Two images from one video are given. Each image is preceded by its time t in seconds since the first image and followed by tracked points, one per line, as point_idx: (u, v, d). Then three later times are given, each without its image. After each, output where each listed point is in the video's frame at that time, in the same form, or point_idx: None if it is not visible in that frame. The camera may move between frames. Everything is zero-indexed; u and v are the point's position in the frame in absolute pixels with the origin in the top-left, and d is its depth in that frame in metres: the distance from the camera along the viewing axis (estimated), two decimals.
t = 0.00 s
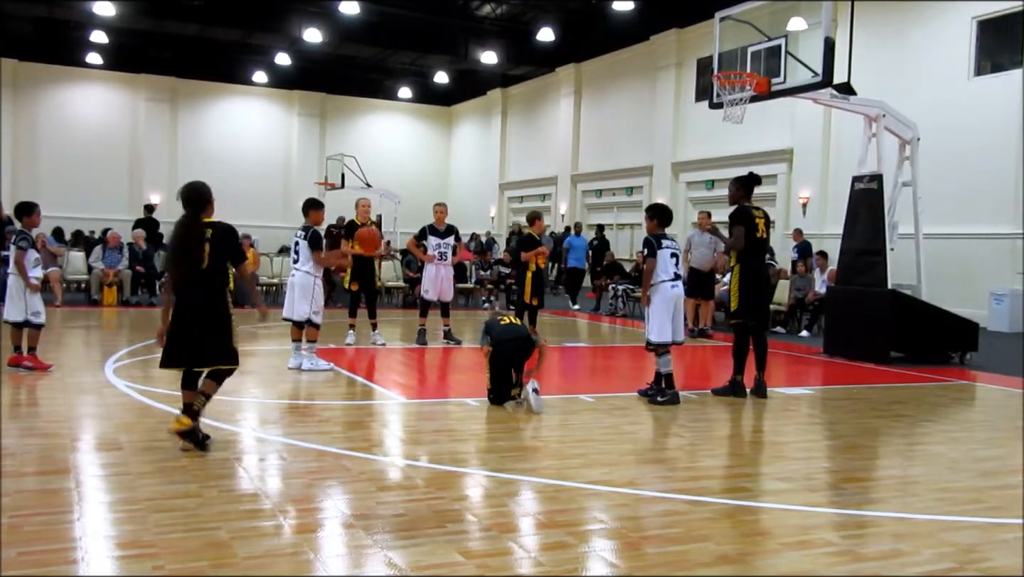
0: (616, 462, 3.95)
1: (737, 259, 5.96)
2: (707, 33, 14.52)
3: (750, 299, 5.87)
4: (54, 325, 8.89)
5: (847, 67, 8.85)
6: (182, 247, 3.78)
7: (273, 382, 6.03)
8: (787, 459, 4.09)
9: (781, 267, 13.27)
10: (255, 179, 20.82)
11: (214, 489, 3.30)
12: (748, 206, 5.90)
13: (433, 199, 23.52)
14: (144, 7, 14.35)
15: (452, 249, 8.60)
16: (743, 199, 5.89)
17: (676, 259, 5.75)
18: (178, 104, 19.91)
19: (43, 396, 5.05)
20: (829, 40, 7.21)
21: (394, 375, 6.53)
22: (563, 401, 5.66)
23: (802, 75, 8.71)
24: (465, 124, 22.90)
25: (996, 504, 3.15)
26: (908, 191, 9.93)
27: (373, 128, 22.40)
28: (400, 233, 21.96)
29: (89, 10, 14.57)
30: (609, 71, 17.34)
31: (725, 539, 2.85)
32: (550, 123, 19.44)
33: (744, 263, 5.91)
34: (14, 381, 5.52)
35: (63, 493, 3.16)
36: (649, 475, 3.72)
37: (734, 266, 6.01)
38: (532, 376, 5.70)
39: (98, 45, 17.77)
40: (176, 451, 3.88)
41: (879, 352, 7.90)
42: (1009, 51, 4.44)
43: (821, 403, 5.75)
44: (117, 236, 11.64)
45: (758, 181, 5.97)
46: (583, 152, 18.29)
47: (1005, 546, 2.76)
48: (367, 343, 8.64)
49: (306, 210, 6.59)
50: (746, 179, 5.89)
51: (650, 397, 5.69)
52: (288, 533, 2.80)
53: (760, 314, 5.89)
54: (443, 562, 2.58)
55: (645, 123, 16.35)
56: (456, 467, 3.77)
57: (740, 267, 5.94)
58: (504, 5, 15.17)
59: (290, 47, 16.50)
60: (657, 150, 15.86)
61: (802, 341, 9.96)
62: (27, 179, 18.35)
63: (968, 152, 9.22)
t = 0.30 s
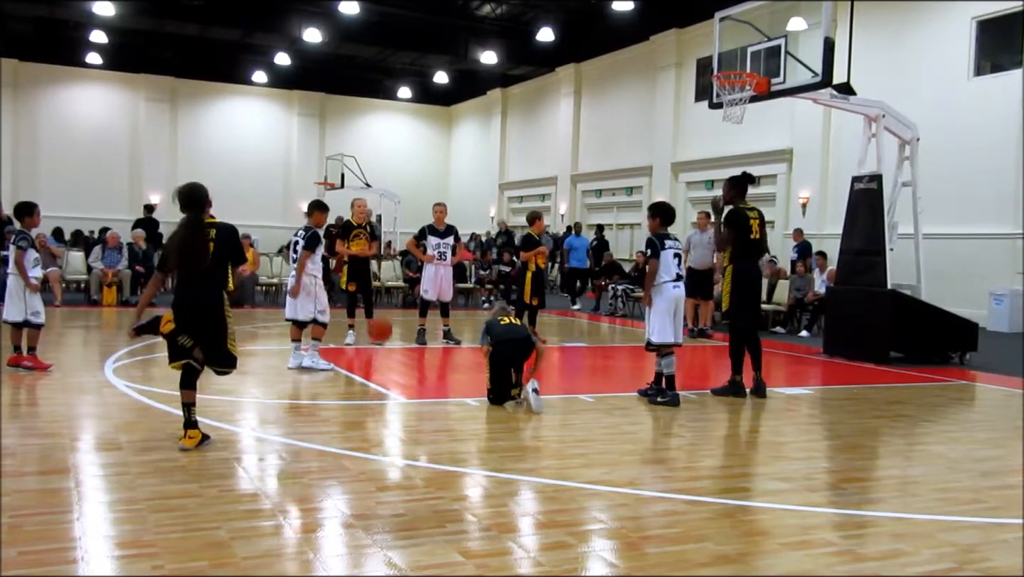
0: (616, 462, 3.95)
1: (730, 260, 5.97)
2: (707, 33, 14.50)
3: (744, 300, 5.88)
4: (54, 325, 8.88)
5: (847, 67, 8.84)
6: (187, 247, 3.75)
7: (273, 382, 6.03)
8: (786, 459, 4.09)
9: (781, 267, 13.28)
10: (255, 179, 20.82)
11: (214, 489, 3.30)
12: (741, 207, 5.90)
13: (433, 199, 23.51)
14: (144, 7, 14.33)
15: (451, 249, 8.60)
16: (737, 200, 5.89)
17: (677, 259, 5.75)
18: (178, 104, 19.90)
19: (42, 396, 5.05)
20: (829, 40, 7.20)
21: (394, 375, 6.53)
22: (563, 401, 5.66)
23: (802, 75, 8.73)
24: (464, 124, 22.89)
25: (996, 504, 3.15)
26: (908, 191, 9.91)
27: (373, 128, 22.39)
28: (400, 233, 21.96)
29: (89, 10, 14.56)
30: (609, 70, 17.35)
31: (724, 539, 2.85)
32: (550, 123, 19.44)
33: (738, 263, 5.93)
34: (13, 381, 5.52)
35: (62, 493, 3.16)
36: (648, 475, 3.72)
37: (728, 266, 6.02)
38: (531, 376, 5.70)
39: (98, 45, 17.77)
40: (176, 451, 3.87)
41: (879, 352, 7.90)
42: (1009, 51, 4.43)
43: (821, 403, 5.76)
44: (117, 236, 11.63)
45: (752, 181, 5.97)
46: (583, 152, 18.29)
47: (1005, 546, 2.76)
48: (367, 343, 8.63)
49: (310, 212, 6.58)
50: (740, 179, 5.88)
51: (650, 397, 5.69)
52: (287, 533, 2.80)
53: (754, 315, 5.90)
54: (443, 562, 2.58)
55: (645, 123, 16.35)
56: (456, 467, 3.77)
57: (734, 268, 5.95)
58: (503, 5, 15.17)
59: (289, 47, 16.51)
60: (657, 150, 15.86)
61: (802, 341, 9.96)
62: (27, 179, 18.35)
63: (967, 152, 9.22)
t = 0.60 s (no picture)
0: (614, 462, 3.95)
1: (725, 260, 5.96)
2: (706, 33, 14.52)
3: (738, 300, 5.88)
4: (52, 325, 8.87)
5: (847, 67, 8.84)
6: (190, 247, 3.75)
7: (272, 382, 6.02)
8: (785, 459, 4.09)
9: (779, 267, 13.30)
10: (254, 179, 20.82)
11: (213, 489, 3.30)
12: (737, 207, 5.90)
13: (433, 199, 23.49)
14: (143, 7, 14.34)
15: (450, 249, 8.58)
16: (731, 200, 5.89)
17: (677, 259, 5.75)
18: (176, 104, 19.87)
19: (41, 396, 5.05)
20: (826, 40, 7.20)
21: (393, 374, 6.53)
22: (562, 401, 5.66)
23: (801, 75, 8.75)
24: (463, 124, 22.91)
25: (994, 504, 3.15)
26: (908, 191, 9.89)
27: (372, 128, 22.39)
28: (399, 233, 21.95)
29: (88, 10, 14.56)
30: (607, 71, 17.37)
31: (723, 539, 2.85)
32: (549, 123, 19.44)
33: (733, 264, 5.91)
34: (11, 381, 5.51)
35: (61, 492, 3.15)
36: (647, 475, 3.72)
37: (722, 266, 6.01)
38: (530, 376, 5.70)
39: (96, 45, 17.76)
40: (175, 451, 3.87)
41: (878, 352, 7.90)
42: (1007, 51, 4.42)
43: (819, 403, 5.76)
44: (116, 236, 11.62)
45: (748, 182, 5.96)
46: (581, 151, 18.32)
47: (1004, 546, 2.76)
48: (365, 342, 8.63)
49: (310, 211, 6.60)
50: (736, 180, 5.88)
51: (648, 397, 5.69)
52: (286, 533, 2.80)
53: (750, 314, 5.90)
54: (443, 562, 2.58)
55: (643, 122, 16.37)
56: (455, 467, 3.77)
57: (728, 268, 5.94)
58: (502, 5, 15.18)
59: (289, 47, 16.52)
60: (656, 150, 15.88)
61: (800, 341, 9.97)
62: (25, 179, 18.33)
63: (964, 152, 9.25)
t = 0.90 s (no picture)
0: (611, 462, 3.96)
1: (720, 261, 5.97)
2: (703, 34, 14.56)
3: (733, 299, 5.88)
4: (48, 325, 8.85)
5: (843, 68, 8.88)
6: (190, 248, 3.76)
7: (269, 382, 6.02)
8: (781, 459, 4.10)
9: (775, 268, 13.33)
10: (250, 179, 20.80)
11: (209, 489, 3.29)
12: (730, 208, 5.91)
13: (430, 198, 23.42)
14: (140, 8, 14.34)
15: (447, 249, 8.57)
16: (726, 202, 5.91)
17: (670, 260, 5.76)
18: (172, 103, 19.84)
19: (38, 396, 5.04)
20: (822, 40, 7.20)
21: (390, 374, 6.53)
22: (559, 401, 5.66)
23: (797, 76, 8.79)
24: (460, 124, 22.92)
25: (990, 504, 3.16)
26: (903, 191, 9.92)
27: (369, 128, 22.38)
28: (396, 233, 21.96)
29: (84, 9, 14.55)
30: (604, 72, 17.40)
31: (720, 539, 2.86)
32: (546, 122, 19.45)
33: (727, 265, 5.92)
34: (7, 381, 5.50)
35: (57, 493, 3.15)
36: (644, 475, 3.72)
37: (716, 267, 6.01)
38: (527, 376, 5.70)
39: (93, 45, 17.72)
40: (172, 451, 3.86)
41: (874, 352, 7.92)
42: (1001, 52, 4.43)
43: (815, 403, 5.77)
44: (112, 235, 11.60)
45: (745, 184, 5.99)
46: (578, 151, 18.34)
47: (999, 546, 2.76)
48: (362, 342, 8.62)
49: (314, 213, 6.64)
50: (732, 182, 5.90)
51: (645, 397, 5.70)
52: (283, 533, 2.80)
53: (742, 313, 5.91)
54: (439, 562, 2.58)
55: (640, 123, 16.39)
56: (451, 467, 3.77)
57: (723, 269, 5.94)
58: (499, 5, 15.18)
59: (285, 47, 16.53)
60: (653, 150, 15.90)
61: (796, 341, 9.99)
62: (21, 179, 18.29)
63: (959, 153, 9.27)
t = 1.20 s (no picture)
0: (609, 462, 3.95)
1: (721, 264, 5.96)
2: (701, 34, 14.59)
3: (735, 299, 5.89)
4: (47, 325, 8.84)
5: (841, 69, 8.89)
6: (200, 246, 3.77)
7: (268, 382, 6.01)
8: (780, 459, 4.10)
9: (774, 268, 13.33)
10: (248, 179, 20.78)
11: (208, 489, 3.29)
12: (728, 208, 5.91)
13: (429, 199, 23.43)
14: (138, 8, 14.36)
15: (445, 248, 8.57)
16: (723, 202, 5.91)
17: (666, 260, 5.77)
18: (171, 103, 19.84)
19: (35, 396, 5.03)
20: (821, 40, 7.22)
21: (388, 374, 6.52)
22: (557, 401, 5.66)
23: (796, 76, 8.82)
24: (458, 124, 22.92)
25: (989, 503, 3.16)
26: (901, 191, 9.95)
27: (368, 128, 22.36)
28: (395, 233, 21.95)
29: (81, 9, 14.55)
30: (603, 72, 17.42)
31: (718, 539, 2.86)
32: (545, 122, 19.44)
33: (729, 267, 5.90)
34: (5, 381, 5.49)
35: (55, 493, 3.14)
36: (642, 475, 3.72)
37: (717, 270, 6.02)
38: (526, 376, 5.70)
39: (91, 45, 17.71)
40: (170, 451, 3.86)
41: (873, 352, 7.93)
42: (999, 52, 4.42)
43: (814, 403, 5.78)
44: (111, 235, 11.59)
45: (738, 182, 5.98)
46: (576, 151, 18.33)
47: (998, 546, 2.76)
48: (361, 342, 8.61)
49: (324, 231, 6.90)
50: (727, 182, 5.89)
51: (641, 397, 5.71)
52: (281, 533, 2.79)
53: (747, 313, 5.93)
54: (438, 562, 2.58)
55: (638, 122, 16.40)
56: (450, 467, 3.77)
57: (724, 271, 5.94)
58: (498, 5, 15.18)
59: (284, 47, 16.54)
60: (651, 150, 15.91)
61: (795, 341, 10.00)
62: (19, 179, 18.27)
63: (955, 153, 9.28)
